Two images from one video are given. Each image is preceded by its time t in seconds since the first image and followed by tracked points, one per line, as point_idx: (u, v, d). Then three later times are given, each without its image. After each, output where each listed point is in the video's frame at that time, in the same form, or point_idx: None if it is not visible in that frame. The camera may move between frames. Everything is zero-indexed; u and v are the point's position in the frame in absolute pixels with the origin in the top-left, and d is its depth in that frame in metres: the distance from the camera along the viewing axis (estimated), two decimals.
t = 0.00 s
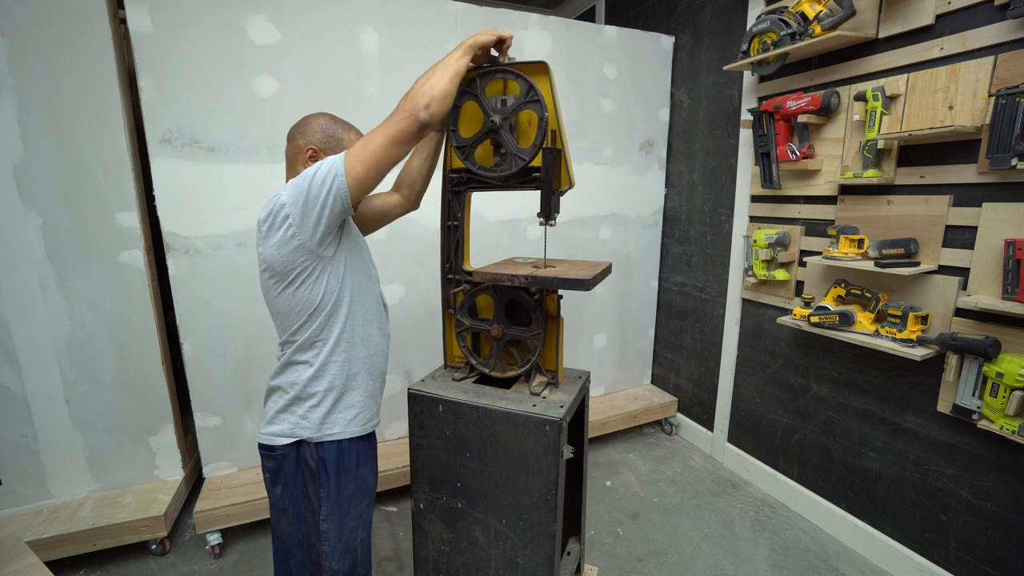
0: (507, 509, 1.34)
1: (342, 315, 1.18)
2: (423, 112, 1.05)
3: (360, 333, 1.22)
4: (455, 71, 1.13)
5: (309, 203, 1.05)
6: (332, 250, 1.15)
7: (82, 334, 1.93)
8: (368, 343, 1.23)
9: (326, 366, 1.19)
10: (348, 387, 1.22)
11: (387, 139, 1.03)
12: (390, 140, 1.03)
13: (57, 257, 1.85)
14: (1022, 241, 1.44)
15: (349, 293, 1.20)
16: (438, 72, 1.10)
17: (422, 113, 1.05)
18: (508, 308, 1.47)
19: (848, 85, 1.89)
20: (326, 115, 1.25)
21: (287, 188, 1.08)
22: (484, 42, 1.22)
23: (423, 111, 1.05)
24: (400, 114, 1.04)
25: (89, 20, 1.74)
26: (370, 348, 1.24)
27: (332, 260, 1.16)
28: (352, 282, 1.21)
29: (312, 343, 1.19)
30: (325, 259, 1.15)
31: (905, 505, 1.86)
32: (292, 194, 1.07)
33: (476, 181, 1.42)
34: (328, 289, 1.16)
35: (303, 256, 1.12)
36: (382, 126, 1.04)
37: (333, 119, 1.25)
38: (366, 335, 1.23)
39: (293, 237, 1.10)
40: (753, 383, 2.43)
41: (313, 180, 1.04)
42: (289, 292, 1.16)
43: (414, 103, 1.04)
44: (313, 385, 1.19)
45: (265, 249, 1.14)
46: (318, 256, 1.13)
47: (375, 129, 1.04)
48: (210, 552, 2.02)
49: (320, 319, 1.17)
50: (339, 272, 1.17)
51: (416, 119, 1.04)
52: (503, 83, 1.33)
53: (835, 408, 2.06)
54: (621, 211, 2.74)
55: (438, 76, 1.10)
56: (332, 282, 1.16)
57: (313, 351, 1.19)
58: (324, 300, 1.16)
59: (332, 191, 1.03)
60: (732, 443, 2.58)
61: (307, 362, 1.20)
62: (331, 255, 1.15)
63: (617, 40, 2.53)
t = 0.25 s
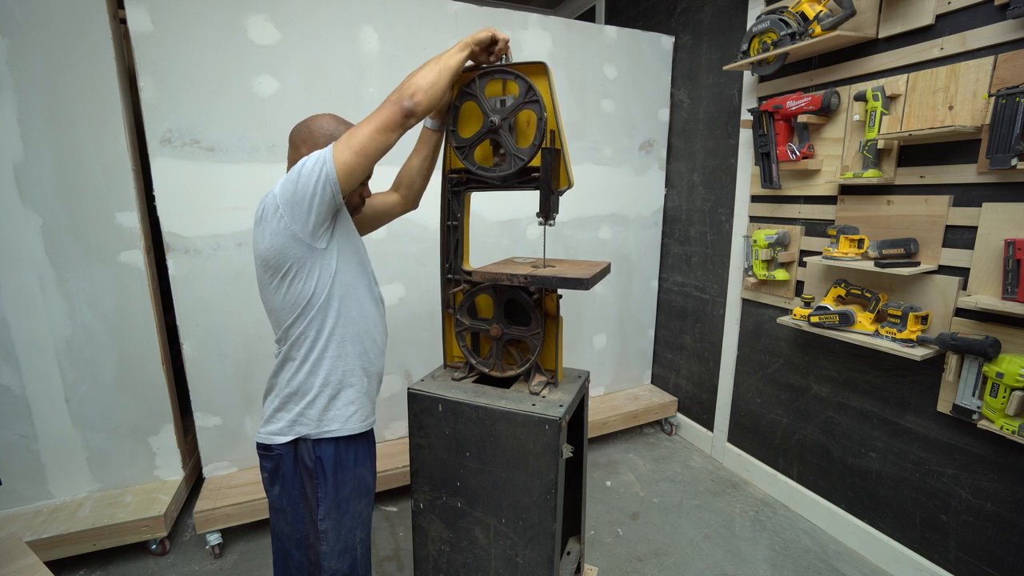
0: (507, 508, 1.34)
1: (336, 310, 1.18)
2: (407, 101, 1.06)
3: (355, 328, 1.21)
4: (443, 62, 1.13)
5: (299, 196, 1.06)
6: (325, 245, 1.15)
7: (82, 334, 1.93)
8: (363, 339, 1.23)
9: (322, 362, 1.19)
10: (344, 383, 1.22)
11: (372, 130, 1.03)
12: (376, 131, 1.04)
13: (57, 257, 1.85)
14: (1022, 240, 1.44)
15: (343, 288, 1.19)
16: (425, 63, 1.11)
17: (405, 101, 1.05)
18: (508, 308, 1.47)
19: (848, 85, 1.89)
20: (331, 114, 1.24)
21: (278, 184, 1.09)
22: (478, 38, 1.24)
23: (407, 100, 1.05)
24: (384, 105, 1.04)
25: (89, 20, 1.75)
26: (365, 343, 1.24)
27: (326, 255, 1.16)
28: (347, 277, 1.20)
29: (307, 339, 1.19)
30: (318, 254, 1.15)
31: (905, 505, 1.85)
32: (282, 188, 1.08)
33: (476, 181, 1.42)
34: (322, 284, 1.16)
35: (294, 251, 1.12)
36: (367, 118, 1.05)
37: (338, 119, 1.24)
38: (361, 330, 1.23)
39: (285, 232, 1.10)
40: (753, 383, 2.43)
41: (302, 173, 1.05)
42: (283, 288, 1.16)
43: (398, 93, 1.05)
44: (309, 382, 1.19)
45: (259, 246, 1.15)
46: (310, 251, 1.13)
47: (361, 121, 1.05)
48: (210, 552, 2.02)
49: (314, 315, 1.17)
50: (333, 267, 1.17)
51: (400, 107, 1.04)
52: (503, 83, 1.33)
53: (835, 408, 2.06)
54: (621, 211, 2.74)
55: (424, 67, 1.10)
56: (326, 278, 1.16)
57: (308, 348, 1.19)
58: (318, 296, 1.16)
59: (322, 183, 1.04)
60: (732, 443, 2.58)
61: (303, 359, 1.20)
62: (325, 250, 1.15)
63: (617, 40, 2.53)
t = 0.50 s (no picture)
0: (507, 509, 1.34)
1: (334, 315, 1.18)
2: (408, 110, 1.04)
3: (353, 333, 1.21)
4: (443, 63, 1.10)
5: (296, 203, 1.06)
6: (322, 249, 1.15)
7: (82, 335, 1.93)
8: (361, 343, 1.23)
9: (319, 366, 1.19)
10: (341, 387, 1.22)
11: (371, 140, 1.02)
12: (374, 141, 1.03)
13: (57, 257, 1.85)
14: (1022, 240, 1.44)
15: (341, 293, 1.19)
16: (425, 64, 1.08)
17: (405, 110, 1.03)
18: (508, 308, 1.47)
19: (848, 85, 1.89)
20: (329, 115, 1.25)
21: (276, 189, 1.09)
22: (482, 31, 1.21)
23: (406, 110, 1.03)
24: (384, 113, 1.02)
25: (89, 20, 1.74)
26: (363, 348, 1.23)
27: (323, 260, 1.16)
28: (345, 282, 1.20)
29: (304, 343, 1.19)
30: (316, 259, 1.15)
31: (905, 505, 1.86)
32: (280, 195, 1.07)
33: (476, 181, 1.42)
34: (319, 289, 1.16)
35: (292, 256, 1.12)
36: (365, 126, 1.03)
37: (336, 120, 1.25)
38: (359, 335, 1.22)
39: (282, 238, 1.10)
40: (753, 383, 2.43)
41: (300, 181, 1.05)
42: (281, 292, 1.16)
43: (398, 101, 1.03)
44: (306, 386, 1.19)
45: (258, 250, 1.15)
46: (308, 256, 1.13)
47: (359, 129, 1.03)
48: (210, 552, 2.02)
49: (311, 319, 1.17)
50: (331, 272, 1.17)
51: (400, 117, 1.03)
52: (503, 83, 1.33)
53: (835, 408, 2.06)
54: (621, 211, 2.74)
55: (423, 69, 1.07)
56: (324, 282, 1.16)
57: (305, 352, 1.19)
58: (316, 301, 1.16)
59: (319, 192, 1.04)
60: (732, 443, 2.58)
61: (300, 363, 1.20)
62: (322, 254, 1.15)
63: (617, 40, 2.53)
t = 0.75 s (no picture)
0: (507, 509, 1.34)
1: (338, 315, 1.18)
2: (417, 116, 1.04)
3: (357, 333, 1.21)
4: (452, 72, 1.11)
5: (302, 205, 1.06)
6: (326, 250, 1.15)
7: (82, 335, 1.93)
8: (365, 343, 1.23)
9: (323, 367, 1.19)
10: (346, 387, 1.22)
11: (380, 146, 1.02)
12: (383, 146, 1.03)
13: (57, 257, 1.85)
14: (1022, 240, 1.44)
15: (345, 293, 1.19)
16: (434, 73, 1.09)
17: (415, 117, 1.04)
18: (508, 308, 1.46)
19: (848, 85, 1.89)
20: (313, 111, 1.24)
21: (281, 190, 1.08)
22: (489, 42, 1.20)
23: (416, 117, 1.04)
24: (394, 119, 1.03)
25: (89, 20, 1.75)
26: (367, 348, 1.24)
27: (327, 261, 1.16)
28: (348, 282, 1.20)
29: (308, 344, 1.19)
30: (320, 260, 1.14)
31: (905, 505, 1.85)
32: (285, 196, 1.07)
33: (476, 181, 1.42)
34: (324, 289, 1.16)
35: (296, 258, 1.12)
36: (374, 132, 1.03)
37: (320, 115, 1.23)
38: (363, 335, 1.22)
39: (287, 239, 1.10)
40: (753, 383, 2.43)
41: (305, 182, 1.05)
42: (285, 293, 1.16)
43: (408, 108, 1.04)
44: (310, 387, 1.19)
45: (261, 250, 1.14)
46: (313, 257, 1.13)
47: (367, 133, 1.03)
48: (210, 552, 2.02)
49: (316, 320, 1.17)
50: (335, 273, 1.17)
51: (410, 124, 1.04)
52: (503, 84, 1.33)
53: (835, 408, 2.06)
54: (621, 211, 2.74)
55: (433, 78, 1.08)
56: (328, 283, 1.16)
57: (309, 352, 1.19)
58: (321, 301, 1.16)
59: (324, 194, 1.03)
60: (732, 444, 2.58)
61: (304, 363, 1.20)
62: (326, 255, 1.15)
63: (617, 40, 2.53)
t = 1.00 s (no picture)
0: (507, 509, 1.34)
1: (338, 313, 1.18)
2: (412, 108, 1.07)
3: (356, 331, 1.22)
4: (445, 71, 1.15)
5: (301, 200, 1.06)
6: (325, 248, 1.15)
7: (81, 335, 1.93)
8: (365, 341, 1.23)
9: (323, 366, 1.19)
10: (346, 386, 1.22)
11: (377, 135, 1.04)
12: (380, 135, 1.04)
13: (57, 258, 1.85)
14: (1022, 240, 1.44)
15: (345, 291, 1.19)
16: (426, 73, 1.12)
17: (410, 108, 1.06)
18: (508, 308, 1.46)
19: (848, 85, 1.89)
20: (302, 110, 1.23)
21: (279, 187, 1.08)
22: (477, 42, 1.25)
23: (411, 108, 1.06)
24: (389, 111, 1.05)
25: (89, 20, 1.75)
26: (367, 346, 1.24)
27: (327, 258, 1.16)
28: (348, 280, 1.20)
29: (308, 343, 1.19)
30: (320, 257, 1.15)
31: (905, 505, 1.86)
32: (283, 193, 1.07)
33: (476, 181, 1.42)
34: (323, 287, 1.16)
35: (295, 255, 1.12)
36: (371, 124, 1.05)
37: (309, 114, 1.22)
38: (362, 333, 1.23)
39: (286, 236, 1.10)
40: (753, 383, 2.43)
41: (304, 178, 1.05)
42: (284, 291, 1.16)
43: (403, 100, 1.06)
44: (310, 385, 1.19)
45: (260, 248, 1.14)
46: (312, 254, 1.13)
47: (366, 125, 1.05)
48: (210, 552, 2.02)
49: (315, 318, 1.17)
50: (334, 270, 1.17)
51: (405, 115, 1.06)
52: (503, 84, 1.33)
53: (835, 408, 2.06)
54: (621, 211, 2.74)
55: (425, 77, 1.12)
56: (328, 281, 1.16)
57: (309, 351, 1.19)
58: (320, 299, 1.16)
59: (323, 189, 1.04)
60: (732, 444, 2.58)
61: (303, 362, 1.19)
62: (326, 253, 1.15)
63: (617, 40, 2.53)
